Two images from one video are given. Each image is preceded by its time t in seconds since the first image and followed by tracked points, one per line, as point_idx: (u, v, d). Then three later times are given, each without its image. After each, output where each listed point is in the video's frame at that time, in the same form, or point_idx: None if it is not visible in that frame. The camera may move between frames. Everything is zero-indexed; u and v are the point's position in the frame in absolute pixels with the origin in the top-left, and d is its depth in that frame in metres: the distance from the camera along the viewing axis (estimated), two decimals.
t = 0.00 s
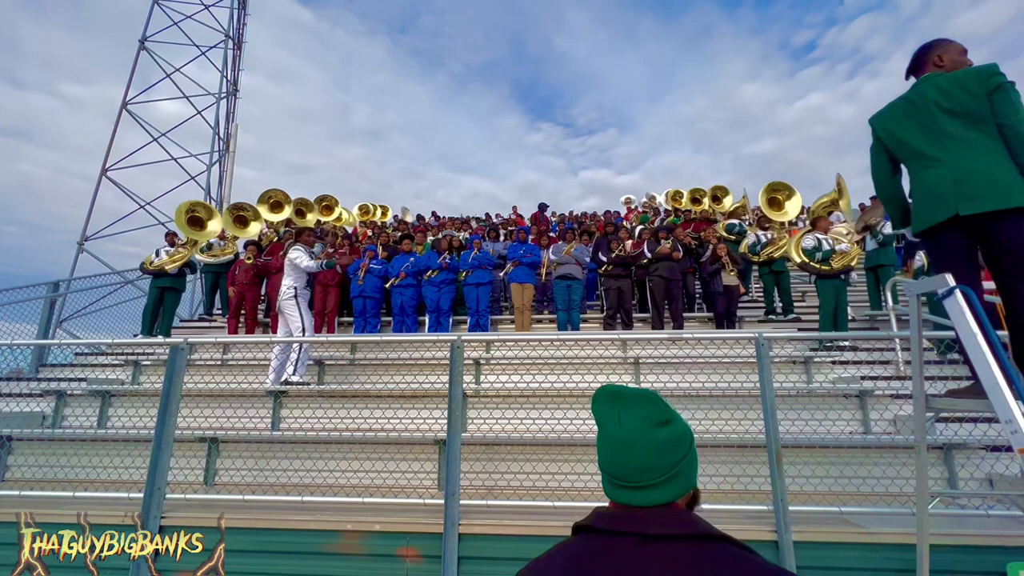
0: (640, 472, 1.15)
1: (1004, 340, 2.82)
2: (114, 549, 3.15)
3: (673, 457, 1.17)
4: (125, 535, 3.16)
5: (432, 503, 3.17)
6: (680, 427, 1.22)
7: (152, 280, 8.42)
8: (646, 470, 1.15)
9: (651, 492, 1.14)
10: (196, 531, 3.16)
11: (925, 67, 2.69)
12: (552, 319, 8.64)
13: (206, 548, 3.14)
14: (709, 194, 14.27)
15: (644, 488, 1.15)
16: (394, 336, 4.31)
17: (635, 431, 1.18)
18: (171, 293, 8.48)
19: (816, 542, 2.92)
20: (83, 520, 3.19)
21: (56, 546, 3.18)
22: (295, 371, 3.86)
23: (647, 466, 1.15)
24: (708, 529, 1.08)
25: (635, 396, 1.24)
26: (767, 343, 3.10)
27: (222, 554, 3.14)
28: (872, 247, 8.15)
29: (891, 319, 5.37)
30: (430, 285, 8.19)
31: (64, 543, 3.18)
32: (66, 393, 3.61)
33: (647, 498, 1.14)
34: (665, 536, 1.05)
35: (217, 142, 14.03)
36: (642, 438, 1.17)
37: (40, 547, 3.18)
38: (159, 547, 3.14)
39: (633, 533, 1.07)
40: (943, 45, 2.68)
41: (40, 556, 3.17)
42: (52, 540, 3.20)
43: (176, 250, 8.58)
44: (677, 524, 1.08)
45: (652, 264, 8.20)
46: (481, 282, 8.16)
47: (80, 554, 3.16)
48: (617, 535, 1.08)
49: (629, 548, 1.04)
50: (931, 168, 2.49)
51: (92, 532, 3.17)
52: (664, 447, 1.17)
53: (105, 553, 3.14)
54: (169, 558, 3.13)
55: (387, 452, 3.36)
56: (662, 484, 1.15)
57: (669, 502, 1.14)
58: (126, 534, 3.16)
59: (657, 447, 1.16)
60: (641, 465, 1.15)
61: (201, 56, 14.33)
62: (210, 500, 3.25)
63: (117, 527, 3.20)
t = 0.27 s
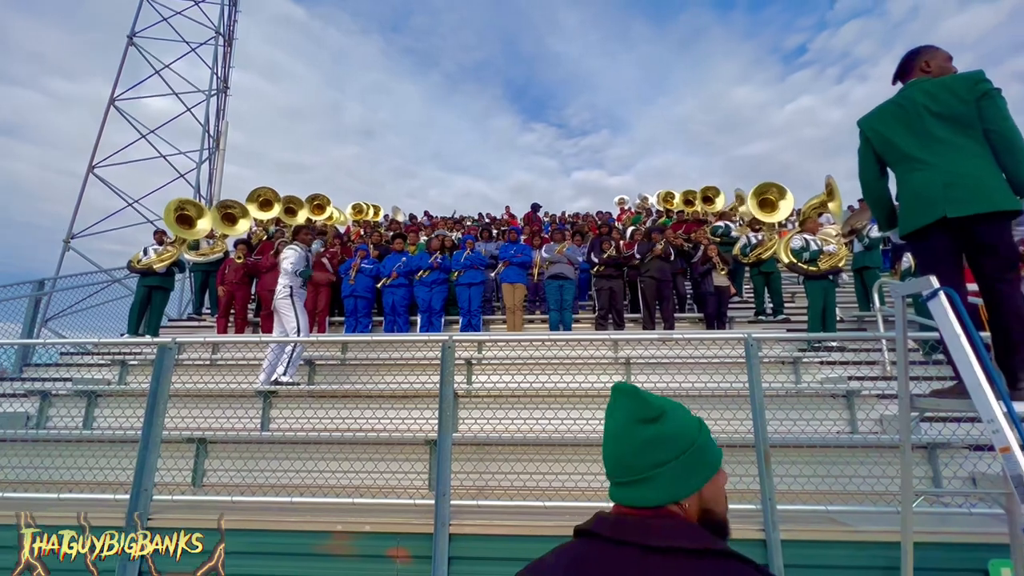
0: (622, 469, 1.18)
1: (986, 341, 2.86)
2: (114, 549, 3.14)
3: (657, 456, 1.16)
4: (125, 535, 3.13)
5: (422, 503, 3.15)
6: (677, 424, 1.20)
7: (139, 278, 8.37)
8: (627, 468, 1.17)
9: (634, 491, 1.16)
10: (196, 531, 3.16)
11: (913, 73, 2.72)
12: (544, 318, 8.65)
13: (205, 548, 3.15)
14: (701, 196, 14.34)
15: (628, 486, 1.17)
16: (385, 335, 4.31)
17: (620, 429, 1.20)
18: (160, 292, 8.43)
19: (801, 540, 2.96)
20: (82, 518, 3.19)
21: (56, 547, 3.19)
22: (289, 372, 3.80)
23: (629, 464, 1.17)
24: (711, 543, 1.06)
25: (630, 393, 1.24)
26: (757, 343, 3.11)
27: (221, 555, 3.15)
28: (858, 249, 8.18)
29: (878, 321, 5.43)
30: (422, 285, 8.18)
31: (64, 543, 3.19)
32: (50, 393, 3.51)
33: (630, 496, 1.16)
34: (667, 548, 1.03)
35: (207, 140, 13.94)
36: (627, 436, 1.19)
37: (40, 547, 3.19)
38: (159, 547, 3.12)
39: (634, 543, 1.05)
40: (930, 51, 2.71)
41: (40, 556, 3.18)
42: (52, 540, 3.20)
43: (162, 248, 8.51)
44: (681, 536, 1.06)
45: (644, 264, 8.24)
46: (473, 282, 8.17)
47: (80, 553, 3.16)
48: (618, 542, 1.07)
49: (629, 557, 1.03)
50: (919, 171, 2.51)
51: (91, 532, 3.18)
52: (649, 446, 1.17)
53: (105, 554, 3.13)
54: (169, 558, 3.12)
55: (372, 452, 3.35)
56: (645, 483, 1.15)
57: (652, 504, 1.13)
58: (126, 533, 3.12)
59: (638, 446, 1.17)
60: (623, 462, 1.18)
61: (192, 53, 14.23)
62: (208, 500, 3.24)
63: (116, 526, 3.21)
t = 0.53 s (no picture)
0: (637, 471, 1.11)
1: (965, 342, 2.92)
2: (114, 549, 3.04)
3: (673, 459, 1.08)
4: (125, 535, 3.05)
5: (411, 504, 3.14)
6: (701, 427, 1.11)
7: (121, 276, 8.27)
8: (640, 470, 1.11)
9: (647, 494, 1.09)
10: (196, 531, 3.18)
11: (896, 80, 2.76)
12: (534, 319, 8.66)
13: (205, 548, 3.16)
14: (690, 197, 14.41)
15: (642, 489, 1.10)
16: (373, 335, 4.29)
17: (636, 429, 1.14)
18: (143, 290, 8.37)
19: (782, 537, 3.03)
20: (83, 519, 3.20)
21: (55, 547, 3.17)
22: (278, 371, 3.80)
23: (644, 467, 1.10)
24: (729, 558, 0.99)
25: (652, 391, 1.17)
26: (742, 344, 3.13)
27: (221, 555, 3.16)
28: (842, 251, 8.25)
29: (862, 322, 5.50)
30: (411, 285, 8.17)
31: (64, 543, 3.15)
32: (31, 394, 3.45)
33: (643, 500, 1.09)
34: (677, 557, 0.97)
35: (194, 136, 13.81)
36: (642, 437, 1.12)
37: (40, 547, 3.18)
38: (159, 547, 3.09)
39: (648, 549, 0.99)
40: (913, 59, 2.76)
41: (40, 556, 3.18)
42: (51, 540, 3.19)
43: (145, 245, 8.42)
44: (695, 547, 0.99)
45: (634, 264, 8.27)
46: (462, 282, 8.16)
47: (80, 553, 3.11)
48: (624, 546, 1.01)
49: (634, 562, 0.97)
50: (907, 175, 2.54)
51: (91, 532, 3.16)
52: (666, 448, 1.09)
53: (105, 554, 3.03)
54: (169, 558, 3.10)
55: (360, 452, 3.33)
56: (659, 487, 1.08)
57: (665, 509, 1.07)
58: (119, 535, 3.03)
59: (652, 448, 1.10)
60: (637, 463, 1.11)
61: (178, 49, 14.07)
62: (208, 503, 3.21)
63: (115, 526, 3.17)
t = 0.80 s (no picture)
0: (643, 475, 1.03)
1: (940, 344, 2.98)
2: (115, 549, 3.02)
3: (682, 462, 1.00)
4: (126, 534, 3.04)
5: (395, 503, 3.16)
6: (712, 429, 1.03)
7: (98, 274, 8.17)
8: (646, 474, 1.02)
9: (653, 500, 1.01)
10: (196, 531, 3.13)
11: (877, 87, 2.80)
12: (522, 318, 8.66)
13: (206, 547, 3.11)
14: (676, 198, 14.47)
15: (648, 495, 1.02)
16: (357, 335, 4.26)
17: (641, 432, 1.05)
18: (121, 288, 8.25)
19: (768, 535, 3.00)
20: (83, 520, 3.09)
21: (56, 546, 3.07)
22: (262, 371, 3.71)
23: (651, 470, 1.02)
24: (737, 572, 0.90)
25: (659, 390, 1.09)
26: (727, 344, 3.17)
27: (221, 554, 3.10)
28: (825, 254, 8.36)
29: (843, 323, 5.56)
30: (399, 284, 8.16)
31: (64, 543, 3.07)
32: (6, 392, 3.35)
33: (648, 507, 1.01)
34: (683, 568, 0.88)
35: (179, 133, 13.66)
36: (648, 439, 1.04)
37: (40, 547, 3.07)
38: (159, 547, 3.06)
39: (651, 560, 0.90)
40: (895, 66, 2.79)
41: (42, 557, 3.06)
42: (53, 539, 3.09)
43: (124, 242, 8.33)
44: (703, 559, 0.90)
45: (621, 264, 8.31)
46: (451, 281, 8.14)
47: (80, 553, 3.04)
48: (623, 554, 0.93)
49: (631, 570, 0.89)
50: (891, 178, 2.57)
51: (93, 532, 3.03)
52: (674, 450, 1.01)
53: (107, 554, 3.00)
54: (169, 558, 3.07)
55: (345, 452, 3.32)
56: (666, 492, 1.00)
57: (672, 517, 0.98)
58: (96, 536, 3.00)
59: (659, 450, 1.02)
60: (642, 468, 1.03)
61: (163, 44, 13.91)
62: (208, 504, 3.17)
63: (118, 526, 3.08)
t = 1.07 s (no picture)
0: (643, 478, 1.03)
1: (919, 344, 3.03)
2: (114, 549, 2.98)
3: (684, 465, 1.01)
4: (126, 534, 3.02)
5: (380, 504, 3.16)
6: (713, 433, 1.03)
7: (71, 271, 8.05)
8: (646, 477, 1.02)
9: (652, 504, 1.01)
10: (195, 531, 3.06)
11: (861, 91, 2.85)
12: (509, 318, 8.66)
13: (206, 547, 3.05)
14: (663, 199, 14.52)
15: (647, 499, 1.02)
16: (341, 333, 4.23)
17: (641, 433, 1.05)
18: (96, 285, 8.16)
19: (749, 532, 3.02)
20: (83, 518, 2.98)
21: (57, 546, 2.97)
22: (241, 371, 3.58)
23: (653, 472, 1.02)
24: None
25: (659, 390, 1.09)
26: (711, 344, 3.21)
27: (221, 553, 3.05)
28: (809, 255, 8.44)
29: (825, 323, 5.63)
30: (385, 284, 8.12)
31: (65, 543, 2.96)
32: None
33: (648, 512, 1.01)
34: None
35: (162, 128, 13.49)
36: (647, 440, 1.04)
37: (41, 547, 2.97)
38: (159, 547, 3.02)
39: (641, 568, 0.89)
40: (878, 71, 2.83)
41: (42, 557, 2.96)
42: (52, 539, 2.98)
43: (98, 239, 8.20)
44: (692, 564, 0.90)
45: (608, 265, 8.35)
46: (439, 281, 8.13)
47: (79, 552, 2.95)
48: (608, 559, 0.93)
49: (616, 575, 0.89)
50: (873, 181, 2.61)
51: (92, 530, 2.99)
52: (673, 452, 1.02)
53: (105, 554, 2.97)
54: (169, 559, 3.02)
55: (334, 452, 3.29)
56: (666, 497, 1.00)
57: (670, 523, 0.99)
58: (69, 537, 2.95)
59: (660, 453, 1.02)
60: (641, 470, 1.03)
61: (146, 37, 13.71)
62: (211, 502, 3.16)
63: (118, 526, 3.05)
